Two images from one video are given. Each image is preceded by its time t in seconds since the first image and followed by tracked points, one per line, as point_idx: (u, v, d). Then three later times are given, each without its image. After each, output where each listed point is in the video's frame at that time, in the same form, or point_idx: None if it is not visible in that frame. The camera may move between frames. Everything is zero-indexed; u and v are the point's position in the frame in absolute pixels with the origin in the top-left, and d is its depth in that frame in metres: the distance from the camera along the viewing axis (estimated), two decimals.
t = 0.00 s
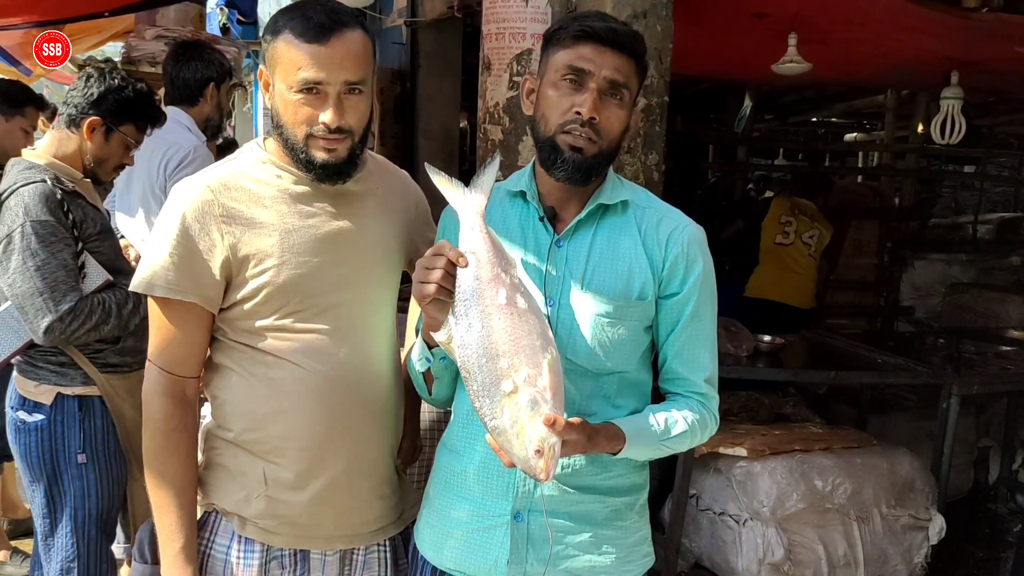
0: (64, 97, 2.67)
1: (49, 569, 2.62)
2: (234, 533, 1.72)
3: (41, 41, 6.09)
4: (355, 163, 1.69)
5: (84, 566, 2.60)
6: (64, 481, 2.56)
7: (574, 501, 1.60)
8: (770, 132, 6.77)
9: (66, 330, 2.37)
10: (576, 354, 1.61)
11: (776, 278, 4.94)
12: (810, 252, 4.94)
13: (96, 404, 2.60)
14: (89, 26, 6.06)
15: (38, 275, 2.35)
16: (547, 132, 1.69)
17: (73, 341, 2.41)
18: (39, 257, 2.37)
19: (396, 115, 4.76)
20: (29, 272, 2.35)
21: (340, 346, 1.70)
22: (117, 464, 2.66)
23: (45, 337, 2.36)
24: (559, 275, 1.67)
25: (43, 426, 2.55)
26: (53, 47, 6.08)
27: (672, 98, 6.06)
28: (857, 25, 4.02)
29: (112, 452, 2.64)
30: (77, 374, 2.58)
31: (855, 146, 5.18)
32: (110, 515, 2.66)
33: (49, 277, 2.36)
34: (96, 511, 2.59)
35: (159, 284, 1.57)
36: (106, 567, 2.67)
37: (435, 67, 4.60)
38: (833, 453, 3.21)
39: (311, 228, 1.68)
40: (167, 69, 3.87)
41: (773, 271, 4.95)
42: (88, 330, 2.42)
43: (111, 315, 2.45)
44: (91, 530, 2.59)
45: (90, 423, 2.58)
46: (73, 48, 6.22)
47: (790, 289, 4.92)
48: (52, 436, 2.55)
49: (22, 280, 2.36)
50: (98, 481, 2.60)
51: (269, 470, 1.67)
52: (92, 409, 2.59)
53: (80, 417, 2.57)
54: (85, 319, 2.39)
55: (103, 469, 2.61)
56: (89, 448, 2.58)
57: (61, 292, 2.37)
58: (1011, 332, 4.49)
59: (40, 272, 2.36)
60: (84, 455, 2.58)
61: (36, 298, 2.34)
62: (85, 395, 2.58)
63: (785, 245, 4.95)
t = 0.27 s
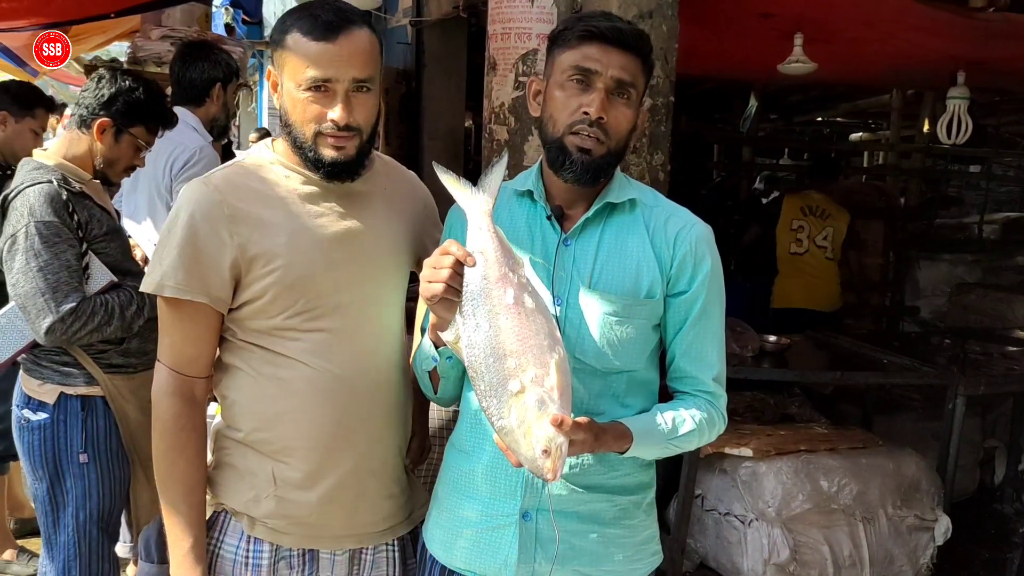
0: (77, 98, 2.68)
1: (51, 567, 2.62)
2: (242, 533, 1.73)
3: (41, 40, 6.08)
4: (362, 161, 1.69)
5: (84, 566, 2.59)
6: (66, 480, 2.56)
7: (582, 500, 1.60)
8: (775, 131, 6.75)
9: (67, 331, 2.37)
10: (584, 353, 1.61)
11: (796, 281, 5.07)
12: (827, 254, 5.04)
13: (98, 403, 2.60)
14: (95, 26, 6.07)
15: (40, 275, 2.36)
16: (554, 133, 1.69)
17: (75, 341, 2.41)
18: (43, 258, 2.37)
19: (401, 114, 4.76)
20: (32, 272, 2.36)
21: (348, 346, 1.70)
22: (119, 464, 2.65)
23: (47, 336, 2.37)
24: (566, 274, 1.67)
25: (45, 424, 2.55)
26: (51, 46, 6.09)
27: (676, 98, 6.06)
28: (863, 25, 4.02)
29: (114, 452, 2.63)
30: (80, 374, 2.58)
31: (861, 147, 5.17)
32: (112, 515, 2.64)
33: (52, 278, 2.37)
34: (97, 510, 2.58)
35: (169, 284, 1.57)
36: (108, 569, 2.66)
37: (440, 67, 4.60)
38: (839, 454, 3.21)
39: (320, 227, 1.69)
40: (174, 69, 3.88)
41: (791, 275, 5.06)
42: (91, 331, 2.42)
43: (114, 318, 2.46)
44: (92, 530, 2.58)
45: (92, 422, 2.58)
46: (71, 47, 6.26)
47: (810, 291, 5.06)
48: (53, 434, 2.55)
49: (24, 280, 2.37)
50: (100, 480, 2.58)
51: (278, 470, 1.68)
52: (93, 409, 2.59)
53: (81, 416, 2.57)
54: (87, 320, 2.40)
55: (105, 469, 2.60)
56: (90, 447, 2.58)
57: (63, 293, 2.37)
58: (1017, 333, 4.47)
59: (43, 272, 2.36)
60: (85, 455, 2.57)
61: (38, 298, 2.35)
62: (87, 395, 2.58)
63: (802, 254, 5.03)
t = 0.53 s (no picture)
0: (83, 98, 2.69)
1: (55, 566, 2.62)
2: (249, 532, 1.73)
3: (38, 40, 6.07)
4: (370, 161, 1.69)
5: (88, 565, 2.60)
6: (70, 479, 2.56)
7: (586, 499, 1.60)
8: (778, 132, 6.75)
9: (72, 331, 2.38)
10: (589, 350, 1.61)
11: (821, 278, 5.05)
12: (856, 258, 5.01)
13: (103, 403, 2.60)
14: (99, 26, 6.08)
15: (45, 276, 2.36)
16: (557, 135, 1.69)
17: (80, 341, 2.42)
18: (48, 258, 2.38)
19: (405, 114, 4.76)
20: (37, 272, 2.36)
21: (354, 345, 1.70)
22: (123, 464, 2.65)
23: (52, 336, 2.37)
24: (571, 272, 1.67)
25: (50, 423, 2.56)
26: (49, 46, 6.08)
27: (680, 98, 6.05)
28: (868, 25, 4.01)
29: (118, 452, 2.64)
30: (84, 373, 2.59)
31: (865, 147, 5.16)
32: (116, 515, 2.65)
33: (57, 278, 2.37)
34: (101, 510, 2.58)
35: (178, 283, 1.58)
36: (111, 568, 2.66)
37: (444, 67, 4.61)
38: (843, 454, 3.20)
39: (327, 226, 1.69)
40: (178, 69, 3.88)
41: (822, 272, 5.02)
42: (95, 331, 2.42)
43: (118, 319, 2.46)
44: (95, 530, 2.59)
45: (96, 422, 2.58)
46: (69, 47, 6.23)
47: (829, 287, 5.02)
48: (58, 433, 2.55)
49: (29, 280, 2.37)
50: (104, 480, 2.59)
51: (284, 469, 1.68)
52: (98, 408, 2.59)
53: (86, 415, 2.57)
54: (91, 321, 2.40)
55: (109, 469, 2.61)
56: (95, 447, 2.58)
57: (68, 293, 2.38)
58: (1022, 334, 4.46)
59: (47, 272, 2.37)
60: (90, 454, 2.57)
61: (43, 298, 2.36)
62: (91, 394, 2.58)
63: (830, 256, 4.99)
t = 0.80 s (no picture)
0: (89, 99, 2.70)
1: (62, 566, 2.63)
2: (254, 533, 1.74)
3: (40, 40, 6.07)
4: (379, 163, 1.70)
5: (97, 565, 2.60)
6: (79, 479, 2.57)
7: (590, 499, 1.60)
8: (783, 133, 6.73)
9: (81, 331, 2.38)
10: (593, 351, 1.61)
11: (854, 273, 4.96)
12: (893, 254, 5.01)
13: (111, 403, 2.61)
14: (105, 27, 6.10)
15: (54, 276, 2.37)
16: (559, 137, 1.68)
17: (89, 341, 2.42)
18: (56, 259, 2.38)
19: (409, 115, 4.77)
20: (45, 272, 2.37)
21: (360, 345, 1.70)
22: (131, 464, 2.66)
23: (60, 337, 2.38)
24: (575, 273, 1.67)
25: (59, 423, 2.56)
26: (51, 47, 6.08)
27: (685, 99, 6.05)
28: (873, 26, 4.01)
29: (126, 452, 2.64)
30: (93, 373, 2.60)
31: (870, 148, 5.15)
32: (124, 515, 2.65)
33: (65, 278, 2.38)
34: (109, 510, 2.59)
35: (185, 281, 1.58)
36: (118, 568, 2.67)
37: (448, 68, 4.61)
38: (847, 456, 3.19)
39: (334, 226, 1.69)
40: (183, 70, 3.89)
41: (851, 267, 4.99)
42: (103, 331, 2.43)
43: (126, 318, 2.47)
44: (104, 529, 2.59)
45: (104, 422, 2.59)
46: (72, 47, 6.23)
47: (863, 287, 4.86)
48: (67, 433, 2.56)
49: (38, 280, 2.38)
50: (112, 480, 2.59)
51: (289, 469, 1.68)
52: (106, 408, 2.59)
53: (94, 415, 2.57)
54: (100, 321, 2.41)
55: (117, 469, 2.61)
56: (103, 446, 2.58)
57: (76, 293, 2.39)
58: None
59: (55, 273, 2.37)
60: (98, 454, 2.58)
61: (52, 299, 2.36)
62: (99, 394, 2.58)
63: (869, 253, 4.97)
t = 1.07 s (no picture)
0: (91, 100, 2.70)
1: (68, 564, 2.63)
2: (258, 530, 1.74)
3: (43, 40, 6.08)
4: (390, 164, 1.71)
5: (103, 564, 2.61)
6: (85, 478, 2.58)
7: (591, 500, 1.60)
8: (786, 133, 6.74)
9: (88, 330, 2.40)
10: (596, 352, 1.61)
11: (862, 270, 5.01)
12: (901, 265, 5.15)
13: (117, 401, 2.61)
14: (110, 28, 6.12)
15: (59, 276, 2.38)
16: (563, 132, 1.67)
17: (95, 341, 2.43)
18: (61, 258, 2.39)
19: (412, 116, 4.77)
20: (51, 272, 2.38)
21: (366, 343, 1.70)
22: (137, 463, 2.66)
23: (67, 336, 2.39)
24: (577, 273, 1.66)
25: (65, 423, 2.57)
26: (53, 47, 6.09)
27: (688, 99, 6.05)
28: (877, 26, 4.01)
29: (132, 451, 2.65)
30: (98, 373, 2.60)
31: (874, 149, 5.15)
32: (130, 513, 2.66)
33: (71, 278, 2.39)
34: (116, 508, 2.60)
35: (194, 275, 1.59)
36: (125, 566, 2.67)
37: (451, 68, 4.62)
38: (851, 457, 3.19)
39: (342, 226, 1.70)
40: (188, 71, 3.91)
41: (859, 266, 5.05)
42: (109, 331, 2.44)
43: (132, 317, 2.48)
44: (111, 528, 2.60)
45: (110, 421, 2.60)
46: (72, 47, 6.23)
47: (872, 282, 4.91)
48: (73, 432, 2.57)
49: (44, 280, 2.38)
50: (118, 479, 2.60)
51: (294, 467, 1.68)
52: (113, 407, 2.60)
53: (100, 414, 2.58)
54: (106, 320, 2.42)
55: (123, 467, 2.62)
56: (109, 445, 2.59)
57: (82, 293, 2.39)
58: None
59: (61, 273, 2.38)
60: (104, 453, 2.59)
61: (58, 298, 2.37)
62: (105, 394, 2.59)
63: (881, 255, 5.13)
